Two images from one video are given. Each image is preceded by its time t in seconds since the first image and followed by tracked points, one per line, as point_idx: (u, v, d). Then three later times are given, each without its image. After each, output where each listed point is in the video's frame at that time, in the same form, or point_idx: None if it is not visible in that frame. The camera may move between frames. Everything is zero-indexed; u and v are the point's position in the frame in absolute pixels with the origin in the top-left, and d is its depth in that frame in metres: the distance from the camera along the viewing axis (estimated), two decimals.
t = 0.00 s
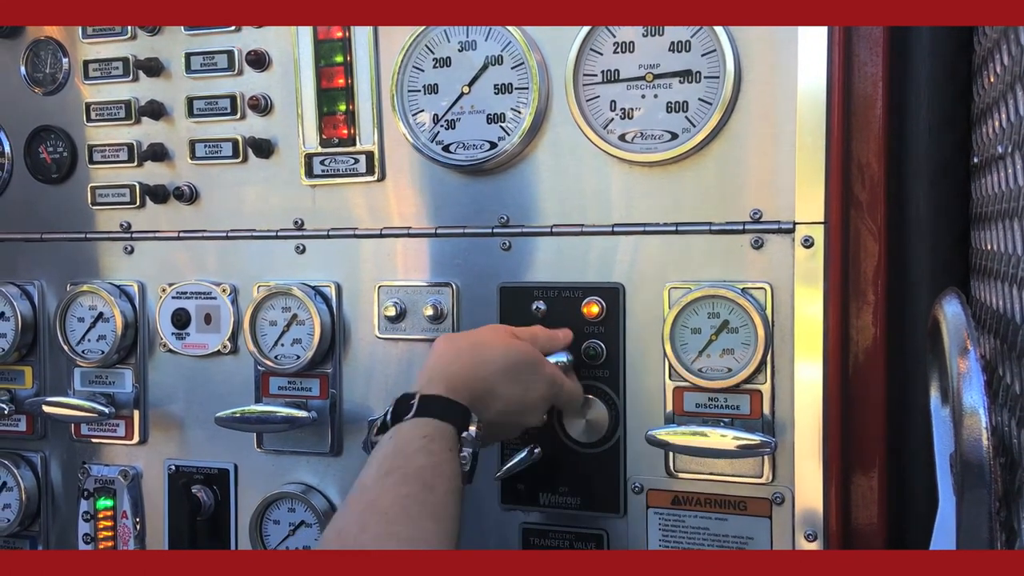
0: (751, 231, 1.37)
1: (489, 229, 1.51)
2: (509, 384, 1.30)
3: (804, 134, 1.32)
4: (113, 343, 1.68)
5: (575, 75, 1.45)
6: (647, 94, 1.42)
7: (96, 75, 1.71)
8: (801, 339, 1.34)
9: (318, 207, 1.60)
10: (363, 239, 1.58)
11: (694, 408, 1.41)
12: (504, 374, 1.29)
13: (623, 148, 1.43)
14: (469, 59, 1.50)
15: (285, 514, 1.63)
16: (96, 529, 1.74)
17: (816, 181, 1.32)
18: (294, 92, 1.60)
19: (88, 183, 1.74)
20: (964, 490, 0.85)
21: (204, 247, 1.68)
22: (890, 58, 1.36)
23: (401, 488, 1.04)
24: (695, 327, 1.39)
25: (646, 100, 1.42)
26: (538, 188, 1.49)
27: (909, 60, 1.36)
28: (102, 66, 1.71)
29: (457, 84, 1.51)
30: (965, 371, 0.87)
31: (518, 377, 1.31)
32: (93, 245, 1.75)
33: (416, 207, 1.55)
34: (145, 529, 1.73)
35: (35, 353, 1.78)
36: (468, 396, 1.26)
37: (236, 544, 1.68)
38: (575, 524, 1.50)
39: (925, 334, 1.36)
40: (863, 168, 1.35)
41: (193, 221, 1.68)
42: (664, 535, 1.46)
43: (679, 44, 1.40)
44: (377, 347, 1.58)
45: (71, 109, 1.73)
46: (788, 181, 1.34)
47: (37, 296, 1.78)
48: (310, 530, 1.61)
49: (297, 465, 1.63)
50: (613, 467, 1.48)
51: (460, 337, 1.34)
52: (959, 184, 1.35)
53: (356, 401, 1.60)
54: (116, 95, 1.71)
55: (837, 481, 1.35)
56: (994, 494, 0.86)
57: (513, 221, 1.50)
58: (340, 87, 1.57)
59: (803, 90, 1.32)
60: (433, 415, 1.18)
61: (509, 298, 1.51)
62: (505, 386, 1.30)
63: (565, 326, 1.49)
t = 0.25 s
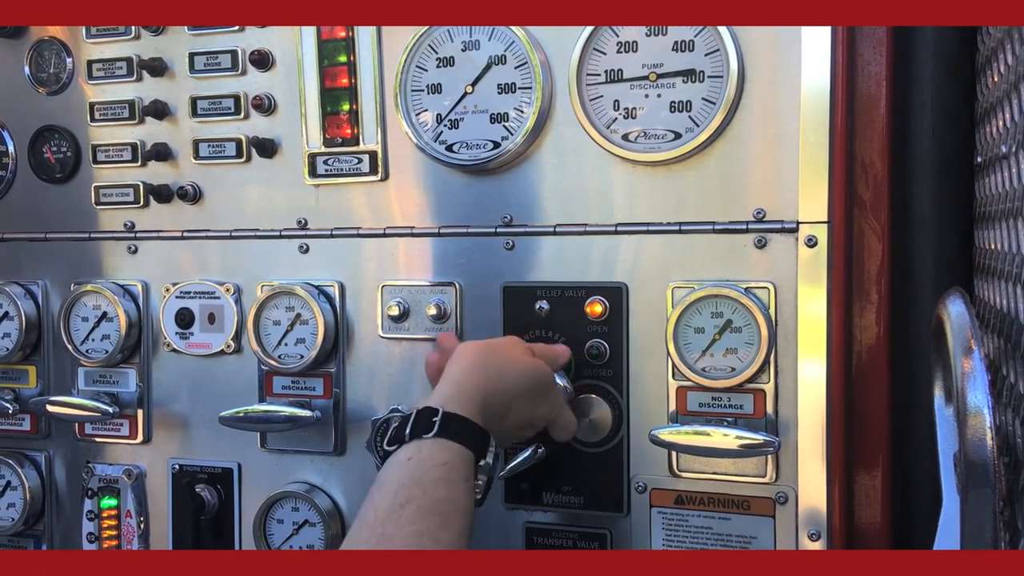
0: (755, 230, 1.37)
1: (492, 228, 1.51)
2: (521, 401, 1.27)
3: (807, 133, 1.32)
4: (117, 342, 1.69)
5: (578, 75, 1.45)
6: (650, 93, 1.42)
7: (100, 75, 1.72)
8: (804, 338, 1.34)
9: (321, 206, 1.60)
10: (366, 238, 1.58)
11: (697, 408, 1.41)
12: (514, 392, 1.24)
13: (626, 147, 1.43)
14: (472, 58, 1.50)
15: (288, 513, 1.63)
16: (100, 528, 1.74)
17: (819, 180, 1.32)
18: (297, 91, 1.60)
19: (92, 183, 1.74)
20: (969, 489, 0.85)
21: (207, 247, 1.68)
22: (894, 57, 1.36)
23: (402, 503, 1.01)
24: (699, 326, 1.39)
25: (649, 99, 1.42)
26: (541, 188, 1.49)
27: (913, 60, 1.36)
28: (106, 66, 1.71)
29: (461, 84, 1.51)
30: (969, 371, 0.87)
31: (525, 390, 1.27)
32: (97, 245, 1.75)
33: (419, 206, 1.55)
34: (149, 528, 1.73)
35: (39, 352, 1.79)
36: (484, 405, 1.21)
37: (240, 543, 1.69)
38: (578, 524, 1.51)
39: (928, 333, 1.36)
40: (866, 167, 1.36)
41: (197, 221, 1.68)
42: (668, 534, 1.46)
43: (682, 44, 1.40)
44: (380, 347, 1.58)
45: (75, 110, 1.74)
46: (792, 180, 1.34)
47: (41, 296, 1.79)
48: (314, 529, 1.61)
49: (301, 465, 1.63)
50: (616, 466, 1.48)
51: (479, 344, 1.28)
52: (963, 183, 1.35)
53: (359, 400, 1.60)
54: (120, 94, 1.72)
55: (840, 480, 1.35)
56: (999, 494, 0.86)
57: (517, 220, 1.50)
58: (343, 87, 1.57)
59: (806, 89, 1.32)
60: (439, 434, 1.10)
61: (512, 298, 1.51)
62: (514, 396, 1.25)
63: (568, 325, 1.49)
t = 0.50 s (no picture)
0: (757, 231, 1.37)
1: (494, 229, 1.51)
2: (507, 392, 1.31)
3: (809, 134, 1.33)
4: (120, 343, 1.69)
5: (580, 76, 1.45)
6: (652, 94, 1.42)
7: (103, 76, 1.72)
8: (806, 339, 1.34)
9: (324, 207, 1.61)
10: (368, 239, 1.58)
11: (700, 408, 1.41)
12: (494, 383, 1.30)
13: (628, 148, 1.43)
14: (475, 59, 1.50)
15: (291, 513, 1.63)
16: (103, 528, 1.75)
17: (821, 180, 1.33)
18: (299, 92, 1.60)
19: (95, 183, 1.75)
20: (970, 490, 0.85)
21: (210, 248, 1.68)
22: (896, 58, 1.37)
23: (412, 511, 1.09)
24: (701, 327, 1.40)
25: (651, 100, 1.42)
26: (544, 188, 1.49)
27: (915, 60, 1.36)
28: (109, 67, 1.72)
29: (463, 84, 1.51)
30: (971, 372, 0.87)
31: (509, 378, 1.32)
32: (100, 245, 1.76)
33: (421, 207, 1.55)
34: (152, 528, 1.74)
35: (42, 353, 1.79)
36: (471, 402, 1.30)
37: (243, 543, 1.69)
38: (580, 524, 1.51)
39: (931, 334, 1.36)
40: (868, 167, 1.37)
41: (200, 221, 1.69)
42: (670, 535, 1.46)
43: (685, 45, 1.40)
44: (382, 347, 1.58)
45: (78, 110, 1.74)
46: (794, 181, 1.34)
47: (44, 296, 1.79)
48: (317, 529, 1.62)
49: (303, 465, 1.64)
50: (618, 467, 1.48)
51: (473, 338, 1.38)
52: (966, 184, 1.34)
53: (361, 400, 1.60)
54: (123, 95, 1.72)
55: (842, 481, 1.35)
56: (1001, 495, 0.86)
57: (519, 221, 1.51)
58: (346, 88, 1.58)
59: (808, 90, 1.32)
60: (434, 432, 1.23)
61: (515, 298, 1.51)
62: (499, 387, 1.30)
63: (571, 326, 1.49)
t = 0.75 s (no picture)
0: (759, 232, 1.37)
1: (497, 230, 1.51)
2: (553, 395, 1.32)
3: (812, 135, 1.33)
4: (123, 343, 1.69)
5: (583, 77, 1.45)
6: (655, 96, 1.42)
7: (105, 76, 1.72)
8: (809, 340, 1.34)
9: (326, 207, 1.61)
10: (371, 240, 1.58)
11: (702, 410, 1.41)
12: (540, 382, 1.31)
13: (631, 149, 1.43)
14: (477, 60, 1.51)
15: (293, 514, 1.63)
16: (106, 528, 1.75)
17: (824, 182, 1.33)
18: (302, 93, 1.61)
19: (98, 184, 1.75)
20: (973, 492, 0.85)
21: (212, 248, 1.68)
22: (899, 59, 1.36)
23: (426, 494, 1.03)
24: (703, 328, 1.40)
25: (654, 101, 1.42)
26: (546, 190, 1.49)
27: (918, 62, 1.36)
28: (112, 68, 1.72)
29: (466, 85, 1.51)
30: (974, 374, 0.87)
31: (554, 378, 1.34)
32: (102, 246, 1.76)
33: (423, 208, 1.55)
34: (155, 528, 1.74)
35: (44, 353, 1.79)
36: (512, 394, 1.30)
37: (245, 544, 1.69)
38: (582, 526, 1.51)
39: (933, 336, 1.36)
40: (871, 169, 1.35)
41: (202, 222, 1.69)
42: (672, 536, 1.46)
43: (687, 46, 1.40)
44: (385, 348, 1.58)
45: (81, 111, 1.74)
46: (796, 182, 1.34)
47: (47, 296, 1.79)
48: (319, 530, 1.62)
49: (305, 465, 1.64)
50: (621, 467, 1.48)
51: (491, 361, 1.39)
52: (967, 187, 1.35)
53: (363, 401, 1.60)
54: (126, 96, 1.72)
55: (844, 482, 1.35)
56: (1004, 498, 0.86)
57: (521, 222, 1.51)
58: (349, 89, 1.58)
59: (811, 91, 1.32)
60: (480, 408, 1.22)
61: (517, 299, 1.51)
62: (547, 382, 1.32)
63: (573, 327, 1.49)
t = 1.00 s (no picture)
0: (762, 233, 1.37)
1: (499, 230, 1.51)
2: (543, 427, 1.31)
3: (815, 137, 1.32)
4: (125, 343, 1.69)
5: (586, 78, 1.45)
6: (658, 96, 1.42)
7: (108, 76, 1.72)
8: (811, 341, 1.34)
9: (329, 208, 1.61)
10: (373, 240, 1.58)
11: (704, 411, 1.41)
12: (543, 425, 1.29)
13: (633, 149, 1.43)
14: (480, 60, 1.51)
15: (295, 514, 1.63)
16: (107, 528, 1.75)
17: (827, 182, 1.32)
18: (305, 93, 1.60)
19: (100, 183, 1.75)
20: (976, 494, 0.85)
21: (214, 248, 1.68)
22: (902, 60, 1.36)
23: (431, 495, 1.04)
24: (706, 329, 1.39)
25: (656, 102, 1.42)
26: (548, 190, 1.49)
27: (921, 63, 1.36)
28: (114, 67, 1.72)
29: (468, 86, 1.51)
30: (978, 376, 0.87)
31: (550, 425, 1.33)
32: (104, 246, 1.76)
33: (425, 209, 1.55)
34: (156, 528, 1.74)
35: (47, 353, 1.79)
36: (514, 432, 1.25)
37: (246, 544, 1.69)
38: (585, 527, 1.51)
39: (936, 337, 1.36)
40: (874, 170, 1.35)
41: (205, 222, 1.69)
42: (674, 537, 1.46)
43: (690, 47, 1.40)
44: (387, 348, 1.58)
45: (83, 111, 1.74)
46: (799, 183, 1.34)
47: (49, 296, 1.79)
48: (321, 530, 1.61)
49: (307, 466, 1.64)
50: (623, 468, 1.47)
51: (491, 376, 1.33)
52: (970, 188, 1.35)
53: (365, 401, 1.60)
54: (128, 96, 1.72)
55: (847, 483, 1.35)
56: (1007, 499, 0.85)
57: (524, 222, 1.50)
58: (351, 89, 1.58)
59: (814, 92, 1.32)
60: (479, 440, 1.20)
61: (519, 300, 1.51)
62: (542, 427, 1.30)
63: (575, 327, 1.49)
